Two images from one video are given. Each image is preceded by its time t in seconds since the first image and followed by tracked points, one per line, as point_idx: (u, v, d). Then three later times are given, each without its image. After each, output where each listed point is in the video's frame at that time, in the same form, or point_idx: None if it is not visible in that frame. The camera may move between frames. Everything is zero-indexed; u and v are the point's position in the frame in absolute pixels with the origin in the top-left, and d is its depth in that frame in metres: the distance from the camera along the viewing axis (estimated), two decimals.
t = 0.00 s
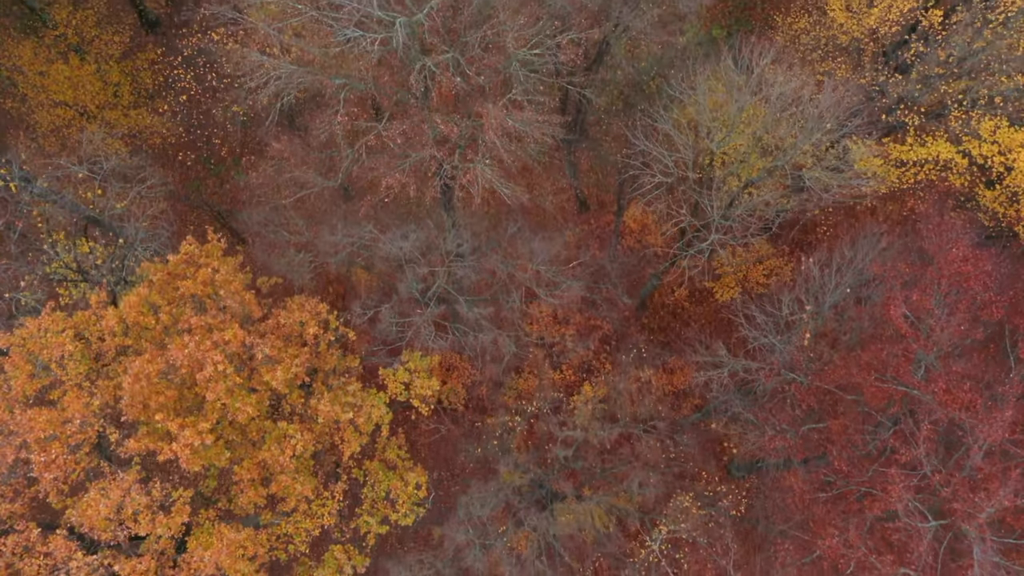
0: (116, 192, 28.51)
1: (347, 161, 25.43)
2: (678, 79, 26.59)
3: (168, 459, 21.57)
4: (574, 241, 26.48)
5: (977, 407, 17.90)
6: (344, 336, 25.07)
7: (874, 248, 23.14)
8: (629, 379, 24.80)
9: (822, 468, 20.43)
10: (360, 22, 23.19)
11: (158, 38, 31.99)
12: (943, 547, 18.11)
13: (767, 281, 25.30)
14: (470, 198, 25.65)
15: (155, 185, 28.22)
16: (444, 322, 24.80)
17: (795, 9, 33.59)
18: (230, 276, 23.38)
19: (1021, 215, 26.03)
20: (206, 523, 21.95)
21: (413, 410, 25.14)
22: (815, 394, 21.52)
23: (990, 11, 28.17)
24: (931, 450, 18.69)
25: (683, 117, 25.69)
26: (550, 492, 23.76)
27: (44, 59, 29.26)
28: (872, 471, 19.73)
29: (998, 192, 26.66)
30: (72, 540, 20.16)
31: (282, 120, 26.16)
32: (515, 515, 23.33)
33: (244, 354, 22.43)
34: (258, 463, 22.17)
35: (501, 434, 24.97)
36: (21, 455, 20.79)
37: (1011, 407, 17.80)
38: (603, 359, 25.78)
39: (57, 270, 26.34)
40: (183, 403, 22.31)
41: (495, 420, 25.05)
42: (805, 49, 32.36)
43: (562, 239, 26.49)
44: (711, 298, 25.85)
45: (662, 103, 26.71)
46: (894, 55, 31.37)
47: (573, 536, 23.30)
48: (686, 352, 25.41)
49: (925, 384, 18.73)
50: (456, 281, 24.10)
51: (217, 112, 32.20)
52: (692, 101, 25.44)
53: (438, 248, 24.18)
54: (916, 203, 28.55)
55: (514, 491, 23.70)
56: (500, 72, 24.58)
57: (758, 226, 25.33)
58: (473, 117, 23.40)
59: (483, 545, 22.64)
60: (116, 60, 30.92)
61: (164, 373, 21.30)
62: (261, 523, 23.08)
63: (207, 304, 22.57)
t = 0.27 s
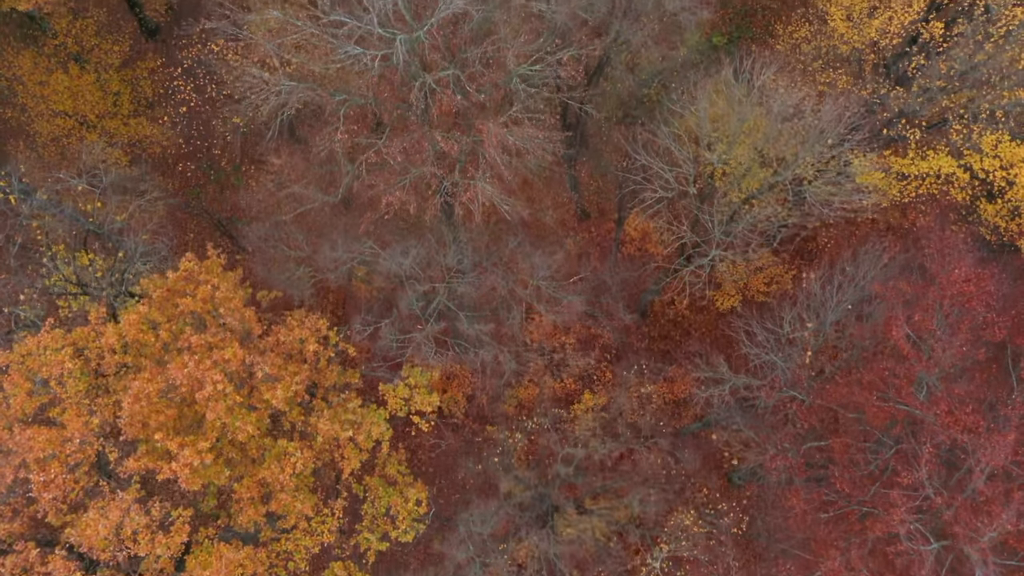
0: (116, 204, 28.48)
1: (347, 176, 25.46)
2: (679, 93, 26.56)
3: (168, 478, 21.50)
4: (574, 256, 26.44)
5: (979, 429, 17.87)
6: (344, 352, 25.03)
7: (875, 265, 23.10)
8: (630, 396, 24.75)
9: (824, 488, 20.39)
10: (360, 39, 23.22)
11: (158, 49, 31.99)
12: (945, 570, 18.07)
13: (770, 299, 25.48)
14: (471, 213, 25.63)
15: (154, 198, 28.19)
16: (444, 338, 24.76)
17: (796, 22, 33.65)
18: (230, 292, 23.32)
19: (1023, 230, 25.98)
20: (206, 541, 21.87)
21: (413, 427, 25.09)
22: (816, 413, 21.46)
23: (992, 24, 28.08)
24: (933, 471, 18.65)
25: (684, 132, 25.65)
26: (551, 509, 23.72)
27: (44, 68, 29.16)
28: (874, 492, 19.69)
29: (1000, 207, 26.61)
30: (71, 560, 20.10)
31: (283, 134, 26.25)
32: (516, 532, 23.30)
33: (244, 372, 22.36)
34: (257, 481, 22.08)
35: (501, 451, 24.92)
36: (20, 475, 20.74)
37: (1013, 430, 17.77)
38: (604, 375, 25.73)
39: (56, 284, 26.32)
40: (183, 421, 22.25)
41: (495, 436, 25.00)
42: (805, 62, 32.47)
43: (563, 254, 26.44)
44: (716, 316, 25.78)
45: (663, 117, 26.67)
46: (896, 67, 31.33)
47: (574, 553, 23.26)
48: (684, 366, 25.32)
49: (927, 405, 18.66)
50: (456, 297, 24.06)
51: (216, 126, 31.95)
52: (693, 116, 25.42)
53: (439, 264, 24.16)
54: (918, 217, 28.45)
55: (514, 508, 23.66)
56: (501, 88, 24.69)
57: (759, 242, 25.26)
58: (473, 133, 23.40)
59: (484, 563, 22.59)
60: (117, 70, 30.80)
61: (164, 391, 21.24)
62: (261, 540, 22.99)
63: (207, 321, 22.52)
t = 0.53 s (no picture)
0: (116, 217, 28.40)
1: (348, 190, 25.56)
2: (678, 108, 26.56)
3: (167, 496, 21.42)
4: (574, 271, 26.45)
5: (981, 450, 17.88)
6: (344, 367, 25.03)
7: (876, 281, 23.09)
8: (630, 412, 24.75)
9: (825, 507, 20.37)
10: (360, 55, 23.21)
11: (156, 58, 31.78)
12: None
13: (769, 310, 25.74)
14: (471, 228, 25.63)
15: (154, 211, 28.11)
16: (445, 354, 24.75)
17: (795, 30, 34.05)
18: (230, 309, 23.28)
19: None
20: (205, 559, 21.79)
21: (413, 442, 25.05)
22: (817, 432, 21.48)
23: (993, 37, 28.02)
24: (934, 492, 18.66)
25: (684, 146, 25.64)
26: (552, 526, 23.71)
27: (43, 78, 28.93)
28: (875, 512, 19.68)
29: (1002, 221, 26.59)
30: None
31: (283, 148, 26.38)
32: (516, 549, 23.29)
33: (243, 390, 22.31)
34: (257, 499, 22.00)
35: (502, 467, 24.91)
36: (19, 494, 20.68)
37: (1015, 451, 17.78)
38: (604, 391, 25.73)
39: (56, 299, 26.30)
40: (182, 438, 22.18)
41: (496, 452, 25.00)
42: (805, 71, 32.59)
43: (563, 268, 26.43)
44: (717, 327, 25.84)
45: (663, 131, 26.66)
46: (896, 78, 31.29)
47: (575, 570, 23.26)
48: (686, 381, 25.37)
49: (929, 426, 18.72)
50: (457, 313, 24.06)
51: (215, 137, 31.73)
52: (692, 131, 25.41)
53: (439, 280, 24.16)
54: (922, 230, 28.39)
55: (515, 524, 23.65)
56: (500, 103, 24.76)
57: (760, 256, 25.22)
58: (474, 150, 23.42)
59: None
60: (116, 78, 30.60)
61: (163, 409, 21.17)
62: (260, 558, 22.91)
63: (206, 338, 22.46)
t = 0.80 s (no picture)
0: (116, 230, 28.29)
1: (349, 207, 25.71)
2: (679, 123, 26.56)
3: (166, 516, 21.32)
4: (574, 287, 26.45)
5: (983, 473, 17.86)
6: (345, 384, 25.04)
7: (877, 299, 23.07)
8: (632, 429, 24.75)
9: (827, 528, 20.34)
10: (359, 72, 23.18)
11: (155, 66, 32.17)
12: None
13: (767, 326, 26.21)
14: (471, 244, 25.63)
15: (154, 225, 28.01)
16: (445, 371, 24.74)
17: (796, 38, 34.89)
18: (231, 326, 23.23)
19: None
20: None
21: (413, 459, 25.01)
22: (819, 451, 21.43)
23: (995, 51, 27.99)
24: (937, 515, 18.64)
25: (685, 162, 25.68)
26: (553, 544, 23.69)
27: (43, 86, 28.72)
28: (877, 533, 19.66)
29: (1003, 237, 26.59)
30: None
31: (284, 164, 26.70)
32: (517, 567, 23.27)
33: (244, 408, 22.26)
34: (257, 518, 21.89)
35: (502, 484, 24.88)
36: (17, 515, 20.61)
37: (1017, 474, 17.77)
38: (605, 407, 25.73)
39: (55, 313, 26.30)
40: (181, 456, 22.12)
41: (496, 469, 24.99)
42: (806, 79, 33.10)
43: (564, 283, 26.39)
44: (719, 341, 26.10)
45: (663, 146, 26.65)
46: (897, 92, 31.26)
47: None
48: (688, 397, 25.15)
49: (932, 448, 18.70)
50: (457, 331, 24.05)
51: (216, 144, 31.96)
52: (693, 147, 25.45)
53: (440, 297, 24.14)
54: (926, 245, 27.97)
55: (516, 542, 23.62)
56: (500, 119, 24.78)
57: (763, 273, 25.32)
58: (475, 167, 23.41)
59: None
60: (116, 87, 30.65)
61: (163, 428, 21.10)
62: None
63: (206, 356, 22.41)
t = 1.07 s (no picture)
0: (116, 243, 28.30)
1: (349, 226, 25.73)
2: (680, 138, 26.52)
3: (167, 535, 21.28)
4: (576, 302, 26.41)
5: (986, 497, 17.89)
6: (345, 401, 24.97)
7: (880, 317, 22.97)
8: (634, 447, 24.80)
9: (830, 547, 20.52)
10: (361, 89, 23.21)
11: (155, 75, 31.64)
12: None
13: (769, 342, 26.35)
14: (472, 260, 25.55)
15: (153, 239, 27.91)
16: (446, 388, 24.66)
17: (798, 50, 34.63)
18: (230, 345, 23.16)
19: None
20: None
21: (414, 476, 24.97)
22: (822, 471, 21.41)
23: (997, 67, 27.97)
24: (940, 537, 18.62)
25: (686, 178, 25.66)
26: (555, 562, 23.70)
27: (43, 97, 29.14)
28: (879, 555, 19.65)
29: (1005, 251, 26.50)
30: None
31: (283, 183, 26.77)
32: None
33: (243, 427, 22.17)
34: (258, 537, 21.81)
35: (504, 501, 24.88)
36: (19, 535, 20.61)
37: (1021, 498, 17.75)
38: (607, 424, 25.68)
39: (56, 329, 26.28)
40: (182, 476, 22.06)
41: (498, 486, 24.98)
42: (806, 90, 33.30)
43: (565, 301, 26.71)
44: (720, 356, 26.24)
45: (665, 162, 26.53)
46: (899, 106, 31.16)
47: None
48: (688, 414, 25.48)
49: (935, 471, 18.65)
50: (458, 347, 24.03)
51: (217, 158, 31.57)
52: (694, 163, 25.46)
53: (440, 314, 24.11)
54: (928, 258, 27.76)
55: (518, 561, 23.64)
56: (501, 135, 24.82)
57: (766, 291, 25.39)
58: (476, 185, 23.38)
59: None
60: (116, 97, 30.66)
61: (163, 448, 21.04)
62: None
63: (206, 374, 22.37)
